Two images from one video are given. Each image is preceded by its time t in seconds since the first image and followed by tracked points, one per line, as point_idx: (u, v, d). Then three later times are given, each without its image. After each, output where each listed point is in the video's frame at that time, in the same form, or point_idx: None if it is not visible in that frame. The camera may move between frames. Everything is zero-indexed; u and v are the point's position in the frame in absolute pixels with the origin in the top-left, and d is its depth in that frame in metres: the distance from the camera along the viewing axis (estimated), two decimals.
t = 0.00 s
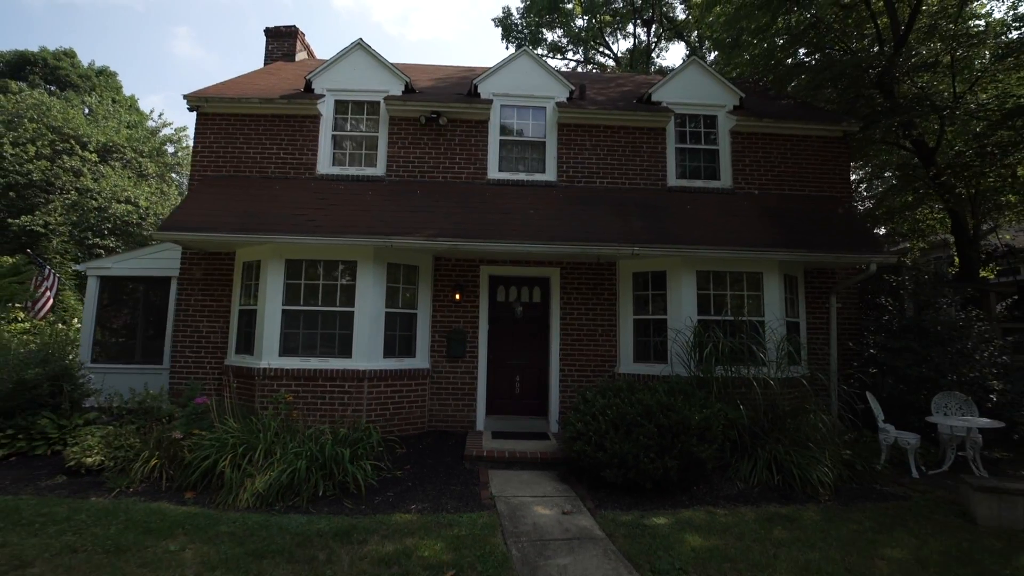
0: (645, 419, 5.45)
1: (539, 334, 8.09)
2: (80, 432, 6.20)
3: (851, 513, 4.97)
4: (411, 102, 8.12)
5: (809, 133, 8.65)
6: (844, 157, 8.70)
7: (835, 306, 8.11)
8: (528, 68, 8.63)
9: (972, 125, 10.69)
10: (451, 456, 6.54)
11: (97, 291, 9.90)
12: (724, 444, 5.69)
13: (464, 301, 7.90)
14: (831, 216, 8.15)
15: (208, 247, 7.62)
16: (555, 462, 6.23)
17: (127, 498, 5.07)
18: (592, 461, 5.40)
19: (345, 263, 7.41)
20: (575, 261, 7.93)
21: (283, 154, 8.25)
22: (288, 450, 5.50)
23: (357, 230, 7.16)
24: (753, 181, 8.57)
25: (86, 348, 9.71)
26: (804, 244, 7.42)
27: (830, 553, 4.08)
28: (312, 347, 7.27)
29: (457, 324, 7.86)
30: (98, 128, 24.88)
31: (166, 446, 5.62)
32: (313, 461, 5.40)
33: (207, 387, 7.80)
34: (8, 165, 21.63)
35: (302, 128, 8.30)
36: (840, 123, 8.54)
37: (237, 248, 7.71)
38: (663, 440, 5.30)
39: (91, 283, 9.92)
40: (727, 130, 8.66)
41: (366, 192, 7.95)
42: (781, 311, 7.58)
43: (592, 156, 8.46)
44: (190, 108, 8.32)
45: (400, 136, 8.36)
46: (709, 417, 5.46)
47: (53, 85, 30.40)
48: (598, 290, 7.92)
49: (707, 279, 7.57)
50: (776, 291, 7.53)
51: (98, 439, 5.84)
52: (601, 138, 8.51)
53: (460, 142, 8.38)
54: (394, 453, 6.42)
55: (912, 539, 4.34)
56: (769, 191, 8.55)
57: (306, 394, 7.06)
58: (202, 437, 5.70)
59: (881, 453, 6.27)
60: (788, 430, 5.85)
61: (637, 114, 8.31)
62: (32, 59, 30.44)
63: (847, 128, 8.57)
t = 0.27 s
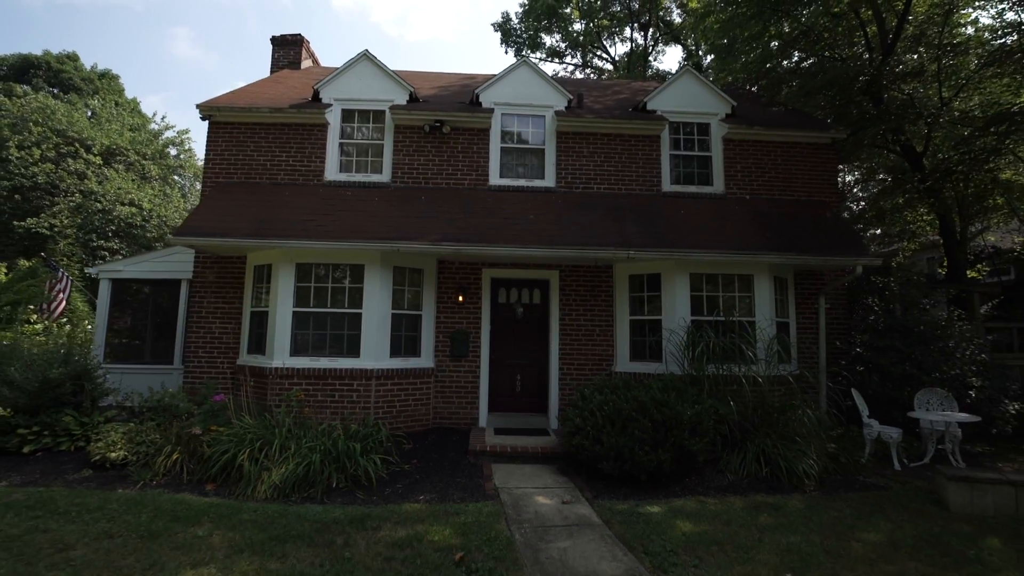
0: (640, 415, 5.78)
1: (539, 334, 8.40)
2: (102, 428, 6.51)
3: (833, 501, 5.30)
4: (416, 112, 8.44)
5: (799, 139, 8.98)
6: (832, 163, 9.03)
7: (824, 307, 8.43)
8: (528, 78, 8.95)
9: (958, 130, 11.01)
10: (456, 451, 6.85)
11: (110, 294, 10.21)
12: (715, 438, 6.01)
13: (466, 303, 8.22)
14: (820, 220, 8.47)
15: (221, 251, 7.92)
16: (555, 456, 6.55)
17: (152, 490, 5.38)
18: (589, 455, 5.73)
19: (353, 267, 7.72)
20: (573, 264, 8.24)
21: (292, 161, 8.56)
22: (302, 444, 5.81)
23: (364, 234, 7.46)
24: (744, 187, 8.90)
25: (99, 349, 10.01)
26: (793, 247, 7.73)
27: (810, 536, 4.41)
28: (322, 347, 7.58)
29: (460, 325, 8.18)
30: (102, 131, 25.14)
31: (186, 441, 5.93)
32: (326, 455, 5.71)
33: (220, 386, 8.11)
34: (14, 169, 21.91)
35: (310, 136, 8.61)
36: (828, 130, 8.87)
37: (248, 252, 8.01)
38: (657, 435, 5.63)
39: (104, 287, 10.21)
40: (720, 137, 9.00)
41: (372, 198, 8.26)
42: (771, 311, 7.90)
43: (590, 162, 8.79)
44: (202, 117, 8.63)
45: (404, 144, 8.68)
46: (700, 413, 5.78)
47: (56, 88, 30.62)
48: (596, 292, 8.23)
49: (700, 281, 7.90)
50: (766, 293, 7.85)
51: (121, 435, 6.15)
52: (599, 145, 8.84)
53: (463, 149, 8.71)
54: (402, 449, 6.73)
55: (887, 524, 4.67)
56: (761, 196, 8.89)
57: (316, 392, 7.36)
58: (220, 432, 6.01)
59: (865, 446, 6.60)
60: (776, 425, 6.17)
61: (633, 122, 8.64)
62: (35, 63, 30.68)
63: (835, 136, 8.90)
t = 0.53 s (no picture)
0: (636, 410, 6.10)
1: (540, 334, 8.71)
2: (121, 425, 6.79)
3: (818, 490, 5.61)
4: (421, 120, 8.76)
5: (790, 146, 9.31)
6: (822, 169, 9.36)
7: (815, 307, 8.75)
8: (529, 87, 9.27)
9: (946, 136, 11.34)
10: (460, 446, 7.15)
11: (120, 295, 10.43)
12: (707, 432, 6.32)
13: (470, 304, 8.54)
14: (810, 224, 8.79)
15: (233, 255, 8.22)
16: (555, 450, 6.85)
17: (172, 482, 5.67)
18: (588, 448, 6.03)
19: (361, 269, 8.03)
20: (573, 266, 8.55)
21: (301, 167, 8.86)
22: (315, 439, 6.10)
23: (372, 238, 7.76)
24: (738, 191, 9.23)
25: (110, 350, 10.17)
26: (784, 250, 8.04)
27: (794, 521, 4.72)
28: (331, 346, 7.88)
29: (464, 325, 8.49)
30: (106, 134, 25.39)
31: (203, 436, 6.20)
32: (338, 449, 6.00)
33: (232, 384, 8.40)
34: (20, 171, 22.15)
35: (319, 143, 8.92)
36: (818, 137, 9.20)
37: (259, 255, 8.31)
38: (652, 429, 5.94)
39: (115, 289, 10.40)
40: (714, 143, 9.32)
41: (379, 203, 8.57)
42: (763, 312, 8.21)
43: (589, 168, 9.11)
44: (214, 125, 8.93)
45: (410, 150, 9.00)
46: (693, 408, 6.10)
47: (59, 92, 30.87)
48: (595, 293, 8.55)
49: (695, 283, 8.21)
50: (759, 294, 8.16)
51: (140, 431, 6.43)
52: (597, 152, 9.17)
53: (466, 156, 9.03)
54: (409, 444, 7.03)
55: (866, 510, 4.99)
56: (754, 201, 9.21)
57: (326, 390, 7.65)
58: (236, 428, 6.29)
59: (852, 440, 6.92)
60: (766, 419, 6.48)
61: (630, 130, 8.97)
62: (39, 66, 30.93)
63: (825, 142, 9.23)
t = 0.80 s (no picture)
0: (632, 406, 6.43)
1: (541, 333, 9.04)
2: (141, 421, 7.08)
3: (805, 481, 5.94)
4: (427, 128, 9.10)
5: (783, 152, 9.64)
6: (814, 174, 9.69)
7: (807, 308, 9.06)
8: (530, 95, 9.61)
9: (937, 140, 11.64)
10: (465, 440, 7.48)
11: (134, 296, 10.78)
12: (701, 427, 6.64)
13: (474, 304, 8.87)
14: (802, 227, 9.12)
15: (247, 258, 8.54)
16: (556, 445, 7.18)
17: (194, 473, 5.98)
18: (587, 442, 6.36)
19: (370, 271, 8.36)
20: (573, 269, 8.88)
21: (311, 173, 9.20)
22: (327, 433, 6.42)
23: (380, 241, 8.07)
24: (732, 196, 9.56)
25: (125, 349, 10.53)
26: (776, 252, 8.35)
27: (779, 508, 5.05)
28: (341, 345, 8.21)
29: (468, 325, 8.83)
30: (113, 136, 25.68)
31: (220, 430, 6.51)
32: (350, 442, 6.33)
33: (245, 382, 8.73)
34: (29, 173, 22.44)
35: (328, 149, 9.26)
36: (810, 144, 9.52)
37: (271, 258, 8.64)
38: (647, 424, 6.28)
39: (128, 291, 10.78)
40: (710, 149, 9.65)
41: (387, 208, 8.91)
42: (756, 312, 8.53)
43: (588, 174, 9.46)
44: (227, 133, 9.27)
45: (416, 157, 9.35)
46: (686, 404, 6.45)
47: (66, 95, 31.19)
48: (594, 294, 8.88)
49: (690, 284, 8.55)
50: (752, 295, 8.49)
51: (161, 426, 6.74)
52: (596, 158, 9.51)
53: (470, 162, 9.38)
54: (416, 439, 7.36)
55: (847, 498, 5.34)
56: (747, 205, 9.55)
57: (336, 387, 7.96)
58: (251, 423, 6.61)
59: (839, 435, 7.24)
60: (756, 415, 6.80)
61: (628, 137, 9.31)
62: (45, 69, 31.21)
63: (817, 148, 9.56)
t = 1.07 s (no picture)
0: (629, 403, 6.74)
1: (543, 333, 9.36)
2: (161, 416, 7.42)
3: (793, 473, 6.23)
4: (432, 135, 9.43)
5: (777, 157, 9.94)
6: (808, 178, 9.98)
7: (800, 309, 9.35)
8: (532, 103, 9.92)
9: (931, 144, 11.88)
10: (469, 435, 7.80)
11: (149, 295, 11.13)
12: (695, 423, 6.94)
13: (478, 305, 9.19)
14: (795, 231, 9.41)
15: (260, 260, 8.88)
16: (556, 440, 7.49)
17: (213, 464, 6.31)
18: (586, 436, 6.67)
19: (378, 273, 8.69)
20: (573, 271, 9.19)
21: (321, 179, 9.54)
22: (339, 427, 6.75)
23: (388, 244, 8.40)
24: (728, 199, 9.86)
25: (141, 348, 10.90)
26: (770, 255, 8.64)
27: (767, 498, 5.34)
28: (350, 344, 8.54)
29: (472, 325, 9.15)
30: (122, 139, 26.00)
31: (238, 425, 6.85)
32: (361, 436, 6.65)
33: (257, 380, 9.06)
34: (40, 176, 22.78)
35: (337, 155, 9.59)
36: (804, 149, 9.81)
37: (283, 261, 8.98)
38: (644, 419, 6.58)
39: (143, 292, 11.11)
40: (707, 155, 9.95)
41: (394, 212, 9.23)
42: (751, 313, 8.82)
43: (588, 178, 9.77)
44: (240, 140, 9.61)
45: (421, 163, 9.68)
46: (680, 401, 6.76)
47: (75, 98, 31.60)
48: (594, 295, 9.19)
49: (686, 286, 8.84)
50: (747, 296, 8.78)
51: (180, 421, 7.07)
52: (596, 163, 9.83)
53: (474, 167, 9.71)
54: (423, 433, 7.68)
55: (832, 489, 5.63)
56: (743, 208, 9.84)
57: (345, 384, 8.28)
58: (267, 418, 6.94)
59: (830, 431, 7.52)
60: (749, 411, 7.09)
61: (626, 143, 9.62)
62: (55, 72, 31.62)
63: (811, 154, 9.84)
